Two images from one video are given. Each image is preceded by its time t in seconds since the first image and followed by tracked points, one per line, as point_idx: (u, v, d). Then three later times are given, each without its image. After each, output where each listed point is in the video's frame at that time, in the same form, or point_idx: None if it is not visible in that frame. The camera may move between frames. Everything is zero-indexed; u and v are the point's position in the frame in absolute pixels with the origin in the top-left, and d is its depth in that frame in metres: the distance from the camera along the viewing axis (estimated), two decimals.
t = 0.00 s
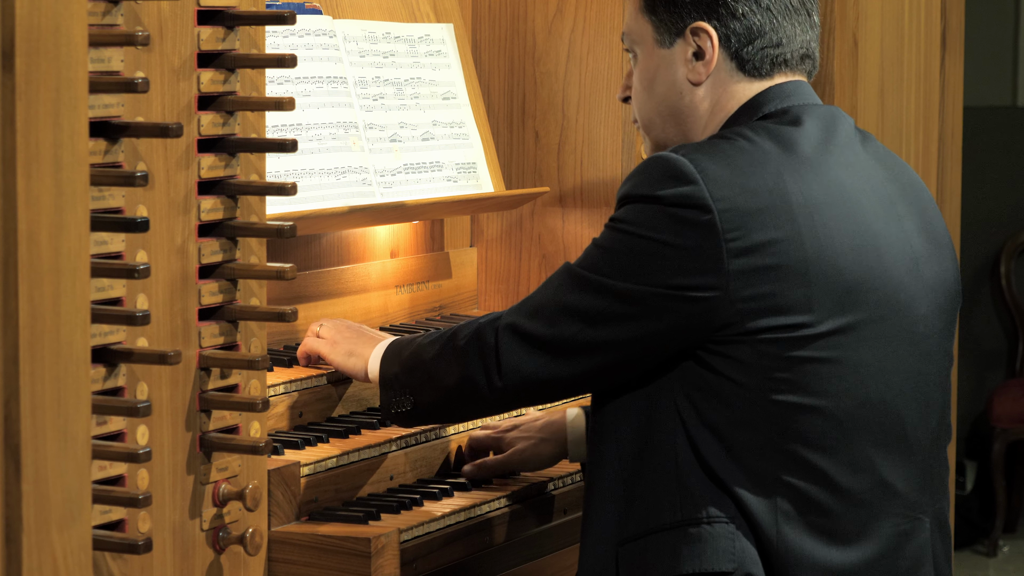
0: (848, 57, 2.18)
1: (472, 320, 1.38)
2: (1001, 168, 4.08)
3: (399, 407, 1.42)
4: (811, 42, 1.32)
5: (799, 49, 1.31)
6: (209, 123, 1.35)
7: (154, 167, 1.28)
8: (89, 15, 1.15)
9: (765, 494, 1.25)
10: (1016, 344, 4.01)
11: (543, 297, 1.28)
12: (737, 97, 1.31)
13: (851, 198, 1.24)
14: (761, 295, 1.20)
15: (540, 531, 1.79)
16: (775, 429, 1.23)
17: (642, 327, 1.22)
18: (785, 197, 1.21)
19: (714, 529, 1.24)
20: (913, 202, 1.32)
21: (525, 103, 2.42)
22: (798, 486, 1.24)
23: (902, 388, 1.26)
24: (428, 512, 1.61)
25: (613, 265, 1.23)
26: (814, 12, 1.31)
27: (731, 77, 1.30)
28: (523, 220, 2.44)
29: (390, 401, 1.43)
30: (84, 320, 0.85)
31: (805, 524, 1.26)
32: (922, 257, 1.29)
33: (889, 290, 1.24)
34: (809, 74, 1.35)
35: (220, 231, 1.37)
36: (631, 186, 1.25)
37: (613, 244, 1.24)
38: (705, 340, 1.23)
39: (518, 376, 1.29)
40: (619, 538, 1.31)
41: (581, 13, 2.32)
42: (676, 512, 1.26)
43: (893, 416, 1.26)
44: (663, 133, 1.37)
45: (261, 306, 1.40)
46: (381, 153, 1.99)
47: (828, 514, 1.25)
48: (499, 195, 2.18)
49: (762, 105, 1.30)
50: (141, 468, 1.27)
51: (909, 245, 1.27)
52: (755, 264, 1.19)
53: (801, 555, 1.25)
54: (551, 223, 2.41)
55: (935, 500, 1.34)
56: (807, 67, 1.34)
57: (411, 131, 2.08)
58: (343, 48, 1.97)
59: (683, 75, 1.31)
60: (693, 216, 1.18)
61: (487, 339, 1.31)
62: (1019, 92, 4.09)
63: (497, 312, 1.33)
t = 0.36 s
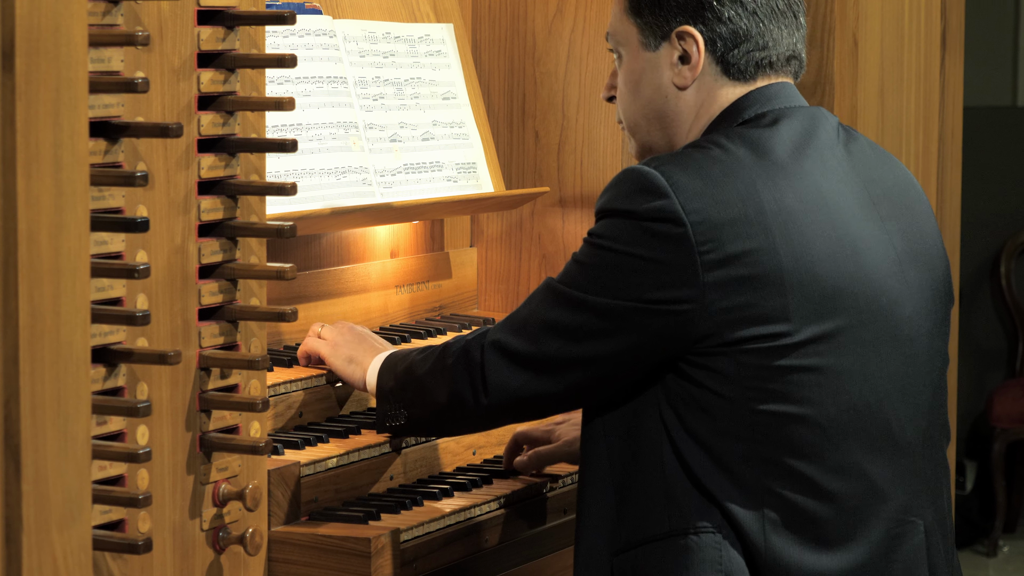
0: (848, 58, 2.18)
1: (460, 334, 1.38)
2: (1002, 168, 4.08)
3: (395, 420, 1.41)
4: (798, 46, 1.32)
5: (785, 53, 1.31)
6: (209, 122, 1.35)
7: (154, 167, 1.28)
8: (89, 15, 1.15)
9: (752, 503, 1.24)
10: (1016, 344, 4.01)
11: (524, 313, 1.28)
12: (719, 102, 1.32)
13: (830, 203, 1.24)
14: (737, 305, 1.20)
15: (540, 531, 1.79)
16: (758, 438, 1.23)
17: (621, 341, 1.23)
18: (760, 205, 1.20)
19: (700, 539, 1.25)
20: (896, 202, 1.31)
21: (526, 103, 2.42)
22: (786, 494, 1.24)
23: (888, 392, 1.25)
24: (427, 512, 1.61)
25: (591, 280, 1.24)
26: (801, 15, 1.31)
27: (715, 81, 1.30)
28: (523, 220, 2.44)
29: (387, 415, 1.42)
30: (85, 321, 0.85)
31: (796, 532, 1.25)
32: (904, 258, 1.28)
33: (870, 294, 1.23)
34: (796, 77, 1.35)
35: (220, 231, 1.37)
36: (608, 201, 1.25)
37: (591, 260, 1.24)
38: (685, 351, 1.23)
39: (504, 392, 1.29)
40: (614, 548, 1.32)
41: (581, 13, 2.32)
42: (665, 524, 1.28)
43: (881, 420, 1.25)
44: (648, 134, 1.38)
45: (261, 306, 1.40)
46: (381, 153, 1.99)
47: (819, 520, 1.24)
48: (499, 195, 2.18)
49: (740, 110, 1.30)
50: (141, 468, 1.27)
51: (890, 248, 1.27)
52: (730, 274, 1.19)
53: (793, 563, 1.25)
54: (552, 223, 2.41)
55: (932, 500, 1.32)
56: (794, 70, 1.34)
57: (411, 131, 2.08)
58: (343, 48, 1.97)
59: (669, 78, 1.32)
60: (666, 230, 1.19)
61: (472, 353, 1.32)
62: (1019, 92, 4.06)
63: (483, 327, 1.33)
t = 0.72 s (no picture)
0: (847, 57, 2.17)
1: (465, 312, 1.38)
2: (1001, 169, 4.08)
3: (394, 397, 1.42)
4: (804, 33, 1.32)
5: (793, 39, 1.31)
6: (209, 123, 1.35)
7: (154, 167, 1.28)
8: (89, 15, 1.15)
9: (765, 494, 1.24)
10: (1016, 344, 4.01)
11: (543, 288, 1.28)
12: (741, 98, 1.31)
13: (858, 199, 1.24)
14: (763, 292, 1.20)
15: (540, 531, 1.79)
16: (775, 429, 1.23)
17: (642, 322, 1.23)
18: (788, 196, 1.20)
19: (713, 527, 1.24)
20: (923, 204, 1.31)
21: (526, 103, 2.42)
22: (799, 485, 1.24)
23: (908, 390, 1.25)
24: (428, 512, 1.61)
25: (614, 259, 1.24)
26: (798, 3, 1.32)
27: (733, 80, 1.30)
28: (523, 220, 2.44)
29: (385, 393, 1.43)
30: (84, 321, 0.85)
31: (805, 525, 1.25)
32: (931, 259, 1.28)
33: (895, 292, 1.23)
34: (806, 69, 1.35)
35: (220, 231, 1.37)
36: (636, 181, 1.26)
37: (615, 239, 1.24)
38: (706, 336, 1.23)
39: (514, 364, 1.29)
40: (626, 535, 1.31)
41: (581, 13, 2.32)
42: (678, 510, 1.27)
43: (898, 417, 1.25)
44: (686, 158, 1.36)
45: (261, 306, 1.40)
46: (381, 153, 1.99)
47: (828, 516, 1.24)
48: (499, 195, 2.18)
49: (768, 108, 1.30)
50: (141, 468, 1.27)
51: (917, 246, 1.26)
52: (755, 261, 1.19)
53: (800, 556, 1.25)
54: (552, 223, 2.41)
55: (942, 503, 1.32)
56: (803, 60, 1.34)
57: (411, 131, 2.08)
58: (342, 48, 1.97)
59: (688, 91, 1.31)
60: (695, 212, 1.19)
61: (484, 326, 1.31)
62: (1019, 92, 4.06)
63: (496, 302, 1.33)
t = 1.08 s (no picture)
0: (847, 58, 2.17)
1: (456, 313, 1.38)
2: (1001, 169, 4.08)
3: (386, 396, 1.41)
4: (801, 40, 1.32)
5: (789, 46, 1.31)
6: (209, 122, 1.35)
7: (154, 167, 1.28)
8: (89, 15, 1.15)
9: (762, 502, 1.24)
10: (1016, 344, 4.01)
11: (540, 292, 1.28)
12: (735, 103, 1.31)
13: (856, 204, 1.24)
14: (762, 298, 1.20)
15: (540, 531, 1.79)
16: (772, 435, 1.23)
17: (639, 328, 1.23)
18: (786, 201, 1.20)
19: (707, 536, 1.25)
20: (920, 209, 1.31)
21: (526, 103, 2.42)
22: (796, 492, 1.24)
23: (905, 396, 1.25)
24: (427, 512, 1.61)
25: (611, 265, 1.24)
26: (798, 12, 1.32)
27: (725, 84, 1.30)
28: (523, 220, 2.44)
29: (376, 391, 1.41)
30: (84, 320, 0.85)
31: (801, 531, 1.25)
32: (928, 265, 1.28)
33: (892, 297, 1.23)
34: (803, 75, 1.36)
35: (220, 231, 1.37)
36: (633, 186, 1.25)
37: (611, 244, 1.24)
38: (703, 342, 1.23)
39: (506, 369, 1.28)
40: (620, 540, 1.32)
41: (581, 13, 2.33)
42: (673, 519, 1.27)
43: (896, 424, 1.24)
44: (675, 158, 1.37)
45: (261, 306, 1.40)
46: (381, 153, 1.99)
47: (825, 522, 1.24)
48: (499, 195, 2.18)
49: (764, 111, 1.30)
50: (141, 468, 1.27)
51: (914, 251, 1.27)
52: (753, 267, 1.19)
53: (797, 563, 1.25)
54: (552, 223, 2.41)
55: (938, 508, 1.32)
56: (800, 66, 1.34)
57: (411, 131, 2.08)
58: (343, 48, 1.97)
59: (680, 94, 1.32)
60: (693, 216, 1.19)
61: (476, 332, 1.31)
62: (1019, 92, 4.05)
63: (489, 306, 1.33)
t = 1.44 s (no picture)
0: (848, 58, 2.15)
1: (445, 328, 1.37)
2: (1001, 169, 4.09)
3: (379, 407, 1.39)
4: (781, 34, 1.31)
5: (767, 42, 1.30)
6: (209, 122, 1.35)
7: (154, 167, 1.28)
8: (89, 15, 1.15)
9: (741, 500, 1.23)
10: (1016, 344, 4.01)
11: (506, 304, 1.27)
12: (701, 89, 1.30)
13: (815, 188, 1.23)
14: (723, 291, 1.18)
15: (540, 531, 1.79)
16: (743, 430, 1.21)
17: (604, 329, 1.21)
18: (742, 190, 1.19)
19: (686, 537, 1.24)
20: (880, 187, 1.30)
21: (526, 103, 2.42)
22: (773, 487, 1.22)
23: (875, 380, 1.24)
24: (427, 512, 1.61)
25: (571, 270, 1.23)
26: (784, 3, 1.30)
27: (694, 70, 1.29)
28: (523, 220, 2.44)
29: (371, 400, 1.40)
30: (84, 320, 0.85)
31: (784, 526, 1.23)
32: (888, 243, 1.27)
33: (853, 280, 1.22)
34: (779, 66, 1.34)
35: (220, 231, 1.37)
36: (589, 189, 1.24)
37: (571, 249, 1.23)
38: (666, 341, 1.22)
39: (480, 386, 1.27)
40: (601, 545, 1.30)
41: (581, 13, 2.32)
42: (654, 521, 1.26)
43: (868, 410, 1.23)
44: (635, 129, 1.36)
45: (260, 306, 1.40)
46: (381, 153, 1.99)
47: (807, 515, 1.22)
48: (499, 195, 2.18)
49: (723, 100, 1.28)
50: (141, 468, 1.27)
51: (874, 231, 1.25)
52: (712, 261, 1.17)
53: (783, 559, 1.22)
54: (552, 223, 2.41)
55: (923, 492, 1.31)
56: (777, 59, 1.32)
57: (411, 131, 2.08)
58: (343, 48, 1.97)
59: (648, 69, 1.30)
60: (647, 216, 1.17)
61: (453, 348, 1.31)
62: (1020, 92, 4.06)
63: (464, 320, 1.32)
